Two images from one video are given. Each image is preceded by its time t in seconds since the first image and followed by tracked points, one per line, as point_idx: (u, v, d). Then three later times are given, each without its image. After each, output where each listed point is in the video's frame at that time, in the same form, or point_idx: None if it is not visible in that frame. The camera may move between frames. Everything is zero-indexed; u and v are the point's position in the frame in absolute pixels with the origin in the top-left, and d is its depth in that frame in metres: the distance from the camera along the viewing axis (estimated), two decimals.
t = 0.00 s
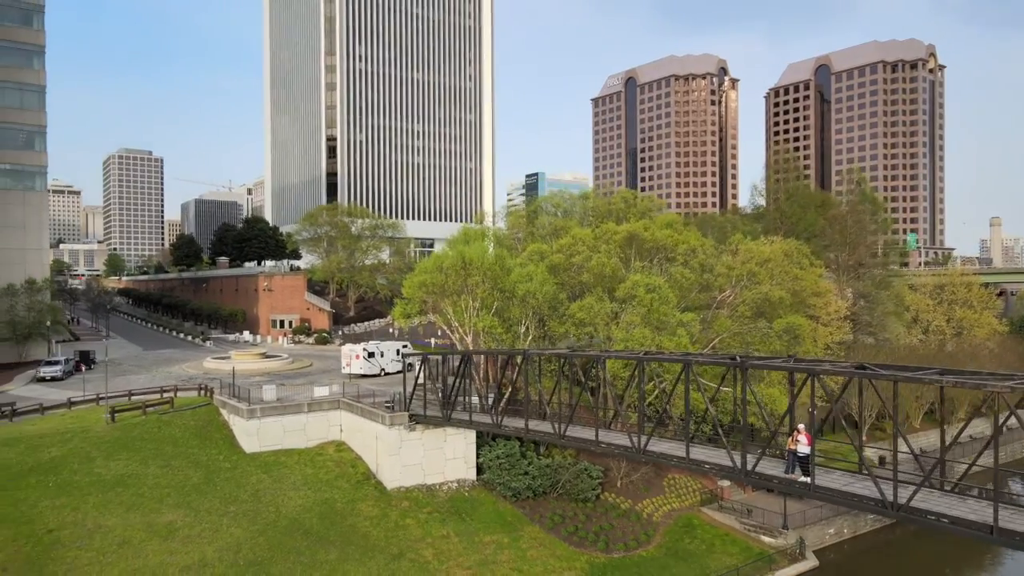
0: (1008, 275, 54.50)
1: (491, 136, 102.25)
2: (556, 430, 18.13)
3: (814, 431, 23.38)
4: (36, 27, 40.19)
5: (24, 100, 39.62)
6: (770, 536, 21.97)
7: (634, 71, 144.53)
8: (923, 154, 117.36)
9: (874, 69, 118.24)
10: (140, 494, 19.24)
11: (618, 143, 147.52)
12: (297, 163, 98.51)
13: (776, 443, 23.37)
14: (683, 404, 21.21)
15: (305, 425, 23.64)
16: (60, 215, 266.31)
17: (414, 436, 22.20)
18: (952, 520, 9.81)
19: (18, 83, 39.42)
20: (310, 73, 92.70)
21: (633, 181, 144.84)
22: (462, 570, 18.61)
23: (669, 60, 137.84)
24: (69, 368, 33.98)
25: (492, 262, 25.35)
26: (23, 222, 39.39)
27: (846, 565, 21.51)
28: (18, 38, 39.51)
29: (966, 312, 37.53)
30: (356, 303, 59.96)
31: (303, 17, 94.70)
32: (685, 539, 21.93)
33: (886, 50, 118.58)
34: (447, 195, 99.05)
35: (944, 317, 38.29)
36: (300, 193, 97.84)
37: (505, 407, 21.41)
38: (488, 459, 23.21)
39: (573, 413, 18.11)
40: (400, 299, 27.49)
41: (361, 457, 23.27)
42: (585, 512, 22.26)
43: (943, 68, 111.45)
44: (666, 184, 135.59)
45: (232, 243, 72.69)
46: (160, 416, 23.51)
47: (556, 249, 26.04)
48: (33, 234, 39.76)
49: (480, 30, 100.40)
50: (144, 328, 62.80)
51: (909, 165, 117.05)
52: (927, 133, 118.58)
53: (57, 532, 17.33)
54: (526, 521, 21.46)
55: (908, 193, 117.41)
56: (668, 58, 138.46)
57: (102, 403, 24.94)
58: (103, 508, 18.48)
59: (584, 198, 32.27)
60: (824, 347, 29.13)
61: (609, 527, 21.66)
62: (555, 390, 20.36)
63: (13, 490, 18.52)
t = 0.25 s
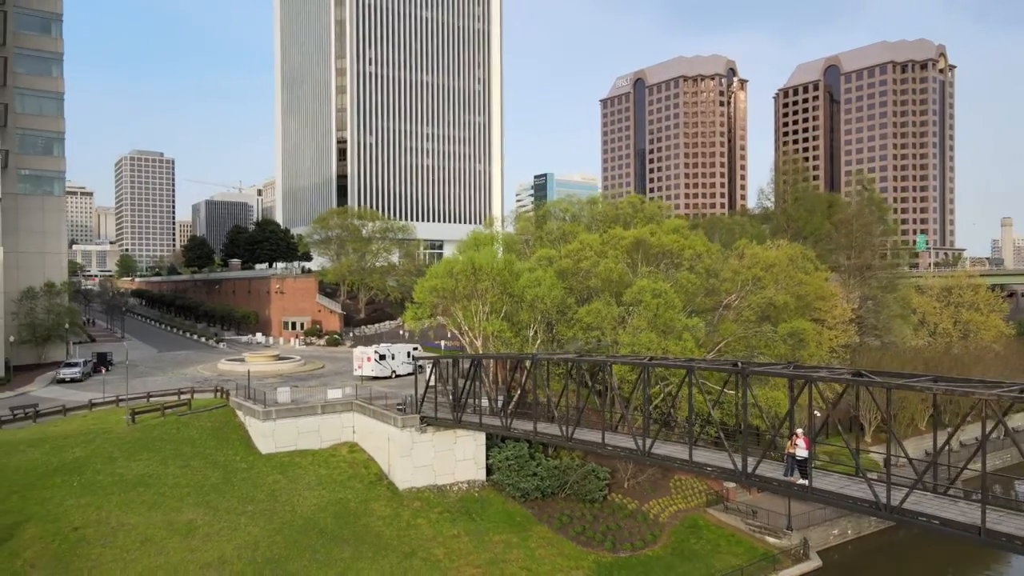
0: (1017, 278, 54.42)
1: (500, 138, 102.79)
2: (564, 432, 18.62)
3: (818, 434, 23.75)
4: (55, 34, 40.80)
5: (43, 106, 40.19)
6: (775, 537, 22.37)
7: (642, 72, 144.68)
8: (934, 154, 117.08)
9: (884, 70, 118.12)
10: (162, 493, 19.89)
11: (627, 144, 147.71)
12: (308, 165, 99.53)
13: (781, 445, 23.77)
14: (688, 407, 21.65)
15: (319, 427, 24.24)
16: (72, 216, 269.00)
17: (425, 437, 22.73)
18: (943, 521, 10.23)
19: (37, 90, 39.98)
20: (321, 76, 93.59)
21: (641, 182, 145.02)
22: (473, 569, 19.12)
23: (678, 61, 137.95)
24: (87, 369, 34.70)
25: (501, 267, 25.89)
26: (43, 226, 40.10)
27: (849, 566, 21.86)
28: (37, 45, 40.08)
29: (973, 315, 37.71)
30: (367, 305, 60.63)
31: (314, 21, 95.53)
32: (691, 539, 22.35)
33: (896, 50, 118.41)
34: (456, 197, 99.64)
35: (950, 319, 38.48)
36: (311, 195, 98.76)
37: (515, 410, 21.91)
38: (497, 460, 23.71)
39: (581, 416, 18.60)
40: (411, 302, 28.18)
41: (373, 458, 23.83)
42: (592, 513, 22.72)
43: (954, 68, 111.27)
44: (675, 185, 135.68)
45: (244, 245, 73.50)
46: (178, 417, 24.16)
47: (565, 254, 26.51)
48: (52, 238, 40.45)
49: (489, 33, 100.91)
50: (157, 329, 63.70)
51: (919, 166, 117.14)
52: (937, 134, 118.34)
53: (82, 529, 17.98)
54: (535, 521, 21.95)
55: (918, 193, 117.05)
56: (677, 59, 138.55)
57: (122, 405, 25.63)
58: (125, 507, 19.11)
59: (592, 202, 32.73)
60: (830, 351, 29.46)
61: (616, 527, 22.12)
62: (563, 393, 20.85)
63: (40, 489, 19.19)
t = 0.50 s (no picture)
0: None
1: (508, 140, 103.15)
2: (570, 435, 19.04)
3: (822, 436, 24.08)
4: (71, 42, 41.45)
5: (59, 112, 40.87)
6: (778, 538, 22.72)
7: (650, 73, 144.86)
8: (943, 154, 116.72)
9: (892, 70, 117.84)
10: (179, 492, 20.46)
11: (634, 145, 147.90)
12: (317, 168, 100.36)
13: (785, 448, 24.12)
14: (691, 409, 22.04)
15: (331, 428, 24.75)
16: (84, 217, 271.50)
17: (435, 438, 23.18)
18: (935, 523, 10.60)
19: (54, 96, 40.68)
20: (330, 79, 94.41)
21: (649, 183, 145.22)
22: (481, 568, 19.58)
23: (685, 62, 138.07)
24: (103, 371, 35.38)
25: (509, 271, 26.34)
26: (59, 230, 40.84)
27: (852, 566, 22.17)
28: (53, 52, 40.74)
29: (978, 317, 37.81)
30: (375, 307, 61.20)
31: (324, 24, 96.39)
32: (695, 539, 22.73)
33: (905, 50, 118.06)
34: (464, 198, 100.12)
35: (956, 321, 38.62)
36: (321, 196, 99.66)
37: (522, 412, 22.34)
38: (505, 461, 24.15)
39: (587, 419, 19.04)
40: (421, 307, 28.72)
41: (384, 459, 24.32)
42: (598, 513, 23.12)
43: (963, 68, 110.91)
44: (682, 186, 135.83)
45: (254, 247, 74.25)
46: (194, 419, 24.74)
47: (571, 258, 26.89)
48: (69, 242, 41.19)
49: (497, 35, 101.28)
50: (169, 330, 64.53)
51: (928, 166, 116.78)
52: (946, 134, 117.96)
53: (103, 528, 18.56)
54: (542, 522, 22.38)
55: (926, 194, 116.78)
56: (685, 60, 138.67)
57: (138, 406, 26.24)
58: (144, 506, 19.68)
59: (599, 207, 33.14)
60: (834, 354, 29.76)
61: (621, 527, 22.52)
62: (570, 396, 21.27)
63: (61, 489, 19.79)
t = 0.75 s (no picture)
0: None
1: (517, 142, 103.55)
2: (577, 438, 19.54)
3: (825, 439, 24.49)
4: (87, 49, 42.24)
5: (77, 118, 41.71)
6: (783, 539, 23.16)
7: (658, 74, 145.02)
8: (953, 155, 116.34)
9: (902, 70, 117.55)
10: (198, 492, 21.12)
11: (643, 146, 148.11)
12: (328, 170, 101.32)
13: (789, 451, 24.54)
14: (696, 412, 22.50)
15: (343, 430, 25.33)
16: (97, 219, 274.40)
17: (445, 440, 23.73)
18: (924, 525, 11.07)
19: (71, 103, 41.50)
20: (340, 82, 95.27)
21: (657, 184, 145.34)
22: (491, 567, 20.09)
23: (694, 63, 138.19)
24: (120, 372, 36.12)
25: (517, 277, 26.87)
26: (77, 234, 41.68)
27: (855, 567, 22.52)
28: (71, 60, 41.57)
29: (985, 320, 37.94)
30: (386, 309, 61.84)
31: (334, 28, 97.25)
32: (700, 540, 23.18)
33: (915, 51, 117.78)
34: (473, 201, 100.66)
35: (962, 324, 38.75)
36: (331, 198, 100.61)
37: (530, 414, 22.85)
38: (513, 463, 24.71)
39: (594, 422, 19.54)
40: (431, 312, 29.43)
41: (395, 461, 24.88)
42: (605, 514, 23.61)
43: (973, 68, 110.58)
44: (691, 187, 135.98)
45: (266, 249, 75.07)
46: (211, 421, 25.41)
47: (578, 264, 27.35)
48: (86, 245, 42.01)
49: (506, 38, 101.70)
50: (183, 332, 65.44)
51: (938, 167, 116.55)
52: (956, 134, 117.56)
53: (126, 526, 19.23)
54: (550, 522, 22.89)
55: (936, 195, 116.40)
56: (693, 61, 138.78)
57: (157, 408, 26.97)
58: (165, 505, 20.33)
59: (607, 211, 33.60)
60: (840, 357, 30.11)
61: (628, 528, 23.00)
62: (577, 400, 21.77)
63: (85, 488, 20.47)
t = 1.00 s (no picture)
0: None
1: (524, 144, 103.97)
2: (584, 440, 19.99)
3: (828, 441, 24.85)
4: (102, 56, 42.94)
5: (93, 124, 42.45)
6: (786, 539, 23.53)
7: (666, 75, 145.18)
8: (961, 156, 116.07)
9: (910, 71, 117.28)
10: (214, 492, 21.68)
11: (650, 146, 148.27)
12: (337, 172, 102.11)
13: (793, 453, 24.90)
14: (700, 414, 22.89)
15: (355, 432, 25.87)
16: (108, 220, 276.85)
17: (454, 442, 24.21)
18: (919, 526, 11.44)
19: (87, 109, 42.25)
20: (349, 84, 95.99)
21: (665, 185, 145.45)
22: (499, 566, 20.56)
23: (701, 64, 138.34)
24: (135, 374, 36.80)
25: (525, 281, 27.32)
26: (92, 238, 42.40)
27: (858, 567, 22.84)
28: (86, 66, 42.32)
29: (991, 322, 38.10)
30: (395, 311, 62.48)
31: (343, 31, 98.00)
32: (705, 540, 23.57)
33: (923, 51, 117.51)
34: (480, 202, 101.16)
35: (968, 327, 38.88)
36: (340, 200, 101.39)
37: (538, 417, 23.28)
38: (521, 465, 25.17)
39: (600, 425, 19.98)
40: (441, 315, 29.91)
41: (406, 462, 25.39)
42: (612, 514, 24.03)
43: (981, 69, 110.31)
44: (699, 188, 136.09)
45: (276, 250, 75.76)
46: (225, 422, 25.99)
47: (586, 268, 27.74)
48: (101, 249, 42.75)
49: (513, 40, 102.20)
50: (195, 333, 66.28)
51: (946, 168, 116.34)
52: (965, 135, 117.29)
53: (145, 525, 19.80)
54: (557, 522, 23.33)
55: (945, 196, 116.10)
56: (701, 62, 138.90)
57: (173, 410, 27.60)
58: (182, 505, 20.90)
59: (614, 215, 34.01)
60: (844, 360, 30.43)
61: (634, 528, 23.41)
62: (584, 403, 22.18)
63: (105, 488, 21.06)
